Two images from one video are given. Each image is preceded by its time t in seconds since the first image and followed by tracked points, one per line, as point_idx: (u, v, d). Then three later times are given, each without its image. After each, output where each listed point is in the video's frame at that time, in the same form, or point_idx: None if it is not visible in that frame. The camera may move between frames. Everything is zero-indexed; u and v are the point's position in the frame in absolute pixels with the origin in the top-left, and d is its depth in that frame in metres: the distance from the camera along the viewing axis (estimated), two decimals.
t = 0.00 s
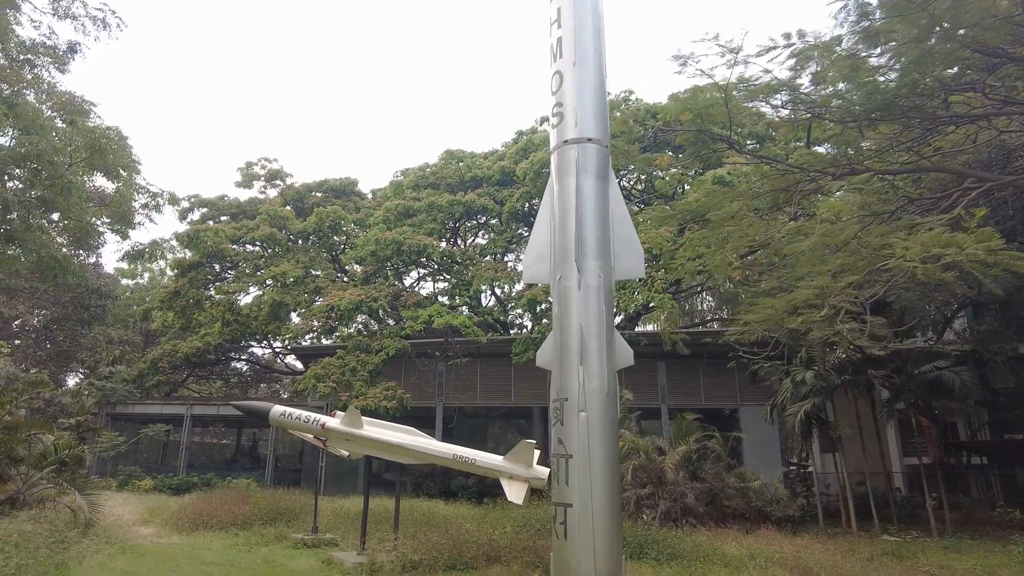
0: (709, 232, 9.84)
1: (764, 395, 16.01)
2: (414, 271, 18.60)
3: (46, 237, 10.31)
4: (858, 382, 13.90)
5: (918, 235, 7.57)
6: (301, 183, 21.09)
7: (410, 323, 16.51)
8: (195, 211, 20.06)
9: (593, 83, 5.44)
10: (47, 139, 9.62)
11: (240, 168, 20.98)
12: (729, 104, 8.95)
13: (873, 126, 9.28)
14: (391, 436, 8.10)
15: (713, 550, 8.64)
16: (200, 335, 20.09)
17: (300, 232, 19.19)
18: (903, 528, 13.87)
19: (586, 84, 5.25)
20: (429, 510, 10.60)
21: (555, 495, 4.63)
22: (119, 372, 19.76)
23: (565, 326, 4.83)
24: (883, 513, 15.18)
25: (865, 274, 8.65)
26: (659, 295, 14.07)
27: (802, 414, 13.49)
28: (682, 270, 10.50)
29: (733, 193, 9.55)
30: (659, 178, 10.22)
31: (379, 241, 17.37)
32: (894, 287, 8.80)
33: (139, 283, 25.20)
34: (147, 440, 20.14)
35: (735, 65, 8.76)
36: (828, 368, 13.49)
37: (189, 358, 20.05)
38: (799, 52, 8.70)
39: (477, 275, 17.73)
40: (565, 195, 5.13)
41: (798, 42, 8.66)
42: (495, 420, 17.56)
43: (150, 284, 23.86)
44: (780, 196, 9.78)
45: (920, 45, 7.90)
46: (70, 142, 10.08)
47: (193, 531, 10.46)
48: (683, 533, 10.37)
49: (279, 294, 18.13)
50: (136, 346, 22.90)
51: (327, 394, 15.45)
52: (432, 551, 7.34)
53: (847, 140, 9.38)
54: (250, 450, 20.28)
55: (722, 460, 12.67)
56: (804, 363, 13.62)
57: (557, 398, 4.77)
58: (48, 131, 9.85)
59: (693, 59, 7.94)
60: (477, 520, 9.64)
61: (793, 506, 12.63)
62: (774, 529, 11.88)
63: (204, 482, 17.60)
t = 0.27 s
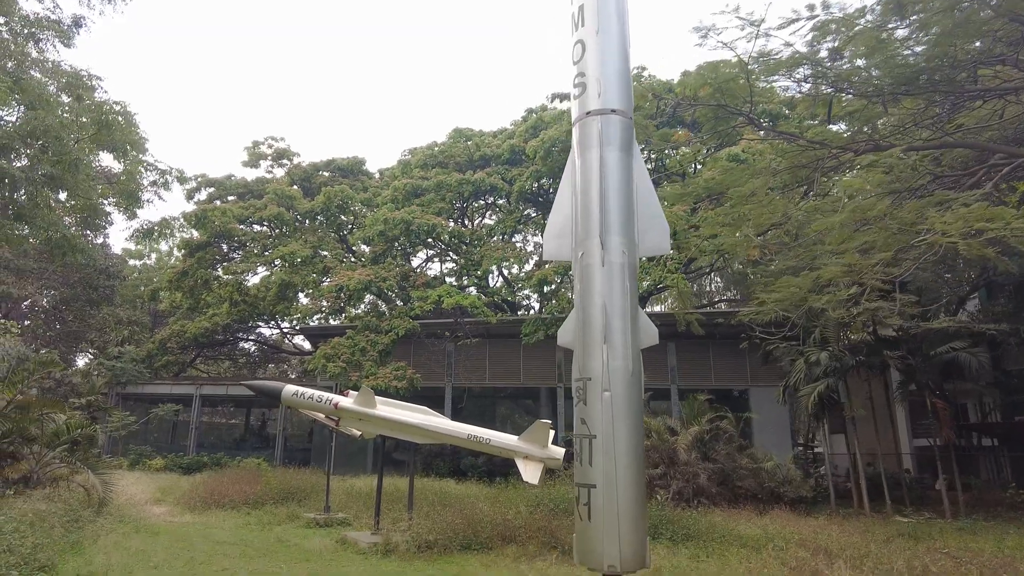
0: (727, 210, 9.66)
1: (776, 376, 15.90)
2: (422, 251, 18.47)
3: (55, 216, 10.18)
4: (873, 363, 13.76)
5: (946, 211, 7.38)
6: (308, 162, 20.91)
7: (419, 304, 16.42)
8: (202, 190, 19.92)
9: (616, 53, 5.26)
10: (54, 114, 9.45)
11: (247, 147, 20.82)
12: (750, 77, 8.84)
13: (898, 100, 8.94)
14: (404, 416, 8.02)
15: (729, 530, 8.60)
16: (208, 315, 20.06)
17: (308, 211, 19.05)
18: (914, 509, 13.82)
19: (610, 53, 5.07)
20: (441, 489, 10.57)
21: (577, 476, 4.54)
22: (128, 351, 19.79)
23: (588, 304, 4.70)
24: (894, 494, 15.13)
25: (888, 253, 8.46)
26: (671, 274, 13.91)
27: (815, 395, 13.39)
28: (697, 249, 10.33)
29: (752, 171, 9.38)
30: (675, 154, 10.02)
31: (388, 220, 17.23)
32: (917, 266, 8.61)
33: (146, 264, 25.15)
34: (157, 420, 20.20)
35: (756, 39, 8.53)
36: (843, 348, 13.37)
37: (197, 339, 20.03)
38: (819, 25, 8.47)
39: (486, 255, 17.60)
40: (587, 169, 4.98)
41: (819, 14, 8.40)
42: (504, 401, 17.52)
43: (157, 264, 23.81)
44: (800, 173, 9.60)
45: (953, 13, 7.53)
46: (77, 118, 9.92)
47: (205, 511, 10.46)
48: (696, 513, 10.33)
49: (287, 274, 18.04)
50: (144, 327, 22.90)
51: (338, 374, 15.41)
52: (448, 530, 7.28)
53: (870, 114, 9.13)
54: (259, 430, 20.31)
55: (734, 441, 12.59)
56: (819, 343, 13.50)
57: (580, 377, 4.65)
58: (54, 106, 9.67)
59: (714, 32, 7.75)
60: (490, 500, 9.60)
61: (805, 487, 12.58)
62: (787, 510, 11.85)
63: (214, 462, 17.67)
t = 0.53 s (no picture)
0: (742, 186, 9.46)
1: (787, 355, 15.76)
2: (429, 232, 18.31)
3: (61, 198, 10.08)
4: (887, 342, 13.69)
5: (972, 183, 7.16)
6: (313, 143, 20.70)
7: (428, 285, 16.29)
8: (207, 173, 19.76)
9: (636, 20, 5.08)
10: (56, 93, 9.29)
11: (251, 129, 20.62)
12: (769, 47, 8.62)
13: (921, 71, 8.67)
14: (417, 396, 7.92)
15: (745, 510, 8.49)
16: (215, 299, 19.99)
17: (314, 193, 18.88)
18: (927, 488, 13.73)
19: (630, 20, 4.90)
20: (453, 471, 10.50)
21: (600, 456, 4.42)
22: (136, 336, 19.76)
23: (610, 278, 4.54)
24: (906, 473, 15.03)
25: (910, 228, 8.24)
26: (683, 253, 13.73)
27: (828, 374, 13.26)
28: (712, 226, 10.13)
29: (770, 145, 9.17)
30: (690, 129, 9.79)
31: (395, 201, 17.06)
32: (939, 242, 8.41)
33: (152, 248, 25.07)
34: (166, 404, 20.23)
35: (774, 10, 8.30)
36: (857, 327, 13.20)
37: (205, 323, 20.00)
38: None
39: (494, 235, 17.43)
40: (608, 139, 4.82)
41: None
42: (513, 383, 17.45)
43: (163, 248, 23.72)
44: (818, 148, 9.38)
45: None
46: (80, 98, 9.77)
47: (217, 494, 10.43)
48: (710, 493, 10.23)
49: (294, 257, 17.93)
50: (151, 311, 22.88)
51: (347, 357, 15.34)
52: (462, 512, 7.19)
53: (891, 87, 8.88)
54: (268, 413, 20.32)
55: (747, 420, 12.48)
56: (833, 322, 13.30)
57: (602, 355, 4.51)
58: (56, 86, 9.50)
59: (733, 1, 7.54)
60: (502, 481, 9.52)
61: (819, 467, 12.48)
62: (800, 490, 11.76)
63: (224, 445, 17.69)
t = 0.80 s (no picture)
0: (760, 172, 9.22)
1: (803, 345, 15.51)
2: (438, 225, 18.13)
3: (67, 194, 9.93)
4: (906, 330, 13.29)
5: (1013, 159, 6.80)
6: (319, 138, 20.55)
7: (437, 279, 16.14)
8: (214, 169, 19.65)
9: None
10: (60, 87, 9.15)
11: (257, 124, 20.50)
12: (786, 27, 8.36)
13: (945, 49, 8.38)
14: (431, 391, 7.76)
15: (767, 503, 8.29)
16: (223, 297, 19.91)
17: (322, 188, 18.76)
18: (949, 478, 13.46)
19: None
20: (468, 466, 10.36)
21: (626, 451, 4.24)
22: (146, 334, 19.73)
23: (634, 265, 4.36)
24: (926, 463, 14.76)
25: (937, 211, 7.96)
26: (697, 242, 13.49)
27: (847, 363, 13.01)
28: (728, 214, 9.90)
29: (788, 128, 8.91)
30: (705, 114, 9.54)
31: (403, 194, 16.89)
32: (966, 226, 8.14)
33: (160, 246, 25.02)
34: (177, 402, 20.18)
35: None
36: (876, 315, 12.90)
37: (214, 320, 19.94)
38: None
39: (503, 228, 17.24)
40: (629, 120, 4.63)
41: None
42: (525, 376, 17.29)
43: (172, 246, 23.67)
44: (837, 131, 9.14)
45: None
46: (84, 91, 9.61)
47: (230, 492, 10.33)
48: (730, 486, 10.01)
49: (302, 252, 17.80)
50: (161, 309, 22.83)
51: (358, 352, 15.21)
52: (480, 508, 7.03)
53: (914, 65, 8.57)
54: (279, 410, 20.25)
55: (765, 411, 12.26)
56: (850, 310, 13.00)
57: (627, 345, 4.32)
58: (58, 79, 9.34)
59: None
60: (517, 476, 9.35)
61: (839, 457, 12.25)
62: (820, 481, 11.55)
63: (236, 443, 17.63)
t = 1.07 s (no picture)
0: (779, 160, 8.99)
1: (820, 337, 15.25)
2: (449, 222, 17.98)
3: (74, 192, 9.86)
4: (928, 320, 13.00)
5: None
6: (328, 136, 20.45)
7: (449, 276, 16.02)
8: (223, 169, 19.59)
9: None
10: (67, 86, 9.07)
11: (265, 124, 20.42)
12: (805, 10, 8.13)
13: (972, 30, 8.12)
14: (447, 388, 7.61)
15: (792, 499, 8.09)
16: (235, 297, 19.87)
17: (332, 186, 18.69)
18: (975, 470, 13.17)
19: None
20: (484, 464, 10.21)
21: (658, 448, 4.07)
22: (159, 335, 19.73)
23: (661, 255, 4.19)
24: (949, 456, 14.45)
25: (967, 197, 7.71)
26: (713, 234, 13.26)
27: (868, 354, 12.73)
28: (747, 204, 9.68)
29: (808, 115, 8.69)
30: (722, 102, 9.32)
31: (413, 191, 16.76)
32: (997, 212, 7.88)
33: (171, 248, 25.02)
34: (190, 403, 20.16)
35: None
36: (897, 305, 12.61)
37: (226, 321, 19.91)
38: None
39: (514, 223, 17.08)
40: (653, 104, 4.47)
41: None
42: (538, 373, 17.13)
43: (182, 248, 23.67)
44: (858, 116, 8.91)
45: None
46: (92, 89, 9.52)
47: (245, 493, 10.24)
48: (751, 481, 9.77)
49: (313, 251, 17.71)
50: (172, 311, 22.82)
51: (370, 350, 15.08)
52: (500, 507, 6.87)
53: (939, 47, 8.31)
54: (292, 410, 20.19)
55: (785, 405, 12.03)
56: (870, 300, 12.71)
57: (657, 338, 4.15)
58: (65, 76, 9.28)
59: None
60: (535, 474, 9.20)
61: (861, 451, 12.00)
62: (843, 476, 11.31)
63: (249, 443, 17.59)
